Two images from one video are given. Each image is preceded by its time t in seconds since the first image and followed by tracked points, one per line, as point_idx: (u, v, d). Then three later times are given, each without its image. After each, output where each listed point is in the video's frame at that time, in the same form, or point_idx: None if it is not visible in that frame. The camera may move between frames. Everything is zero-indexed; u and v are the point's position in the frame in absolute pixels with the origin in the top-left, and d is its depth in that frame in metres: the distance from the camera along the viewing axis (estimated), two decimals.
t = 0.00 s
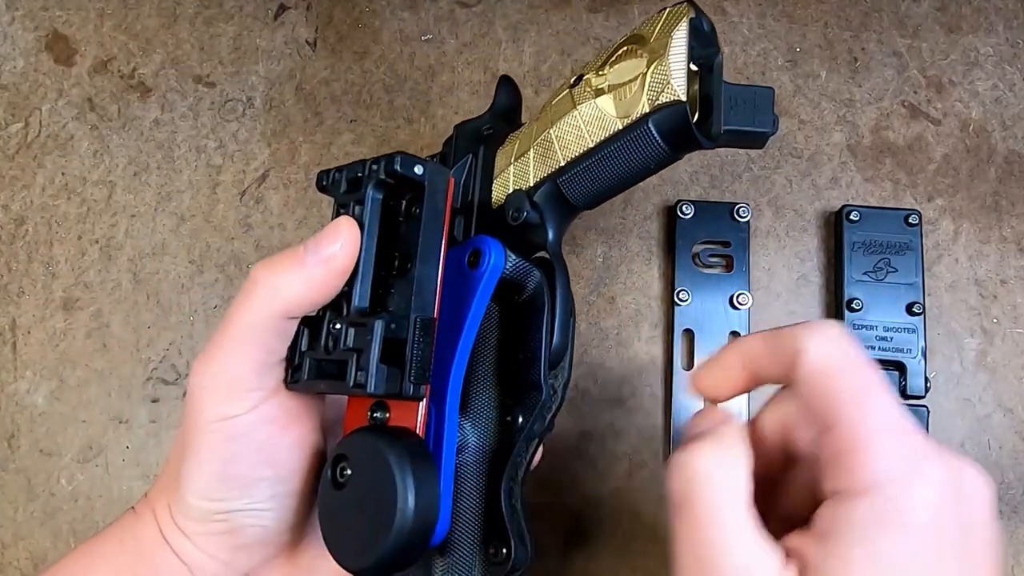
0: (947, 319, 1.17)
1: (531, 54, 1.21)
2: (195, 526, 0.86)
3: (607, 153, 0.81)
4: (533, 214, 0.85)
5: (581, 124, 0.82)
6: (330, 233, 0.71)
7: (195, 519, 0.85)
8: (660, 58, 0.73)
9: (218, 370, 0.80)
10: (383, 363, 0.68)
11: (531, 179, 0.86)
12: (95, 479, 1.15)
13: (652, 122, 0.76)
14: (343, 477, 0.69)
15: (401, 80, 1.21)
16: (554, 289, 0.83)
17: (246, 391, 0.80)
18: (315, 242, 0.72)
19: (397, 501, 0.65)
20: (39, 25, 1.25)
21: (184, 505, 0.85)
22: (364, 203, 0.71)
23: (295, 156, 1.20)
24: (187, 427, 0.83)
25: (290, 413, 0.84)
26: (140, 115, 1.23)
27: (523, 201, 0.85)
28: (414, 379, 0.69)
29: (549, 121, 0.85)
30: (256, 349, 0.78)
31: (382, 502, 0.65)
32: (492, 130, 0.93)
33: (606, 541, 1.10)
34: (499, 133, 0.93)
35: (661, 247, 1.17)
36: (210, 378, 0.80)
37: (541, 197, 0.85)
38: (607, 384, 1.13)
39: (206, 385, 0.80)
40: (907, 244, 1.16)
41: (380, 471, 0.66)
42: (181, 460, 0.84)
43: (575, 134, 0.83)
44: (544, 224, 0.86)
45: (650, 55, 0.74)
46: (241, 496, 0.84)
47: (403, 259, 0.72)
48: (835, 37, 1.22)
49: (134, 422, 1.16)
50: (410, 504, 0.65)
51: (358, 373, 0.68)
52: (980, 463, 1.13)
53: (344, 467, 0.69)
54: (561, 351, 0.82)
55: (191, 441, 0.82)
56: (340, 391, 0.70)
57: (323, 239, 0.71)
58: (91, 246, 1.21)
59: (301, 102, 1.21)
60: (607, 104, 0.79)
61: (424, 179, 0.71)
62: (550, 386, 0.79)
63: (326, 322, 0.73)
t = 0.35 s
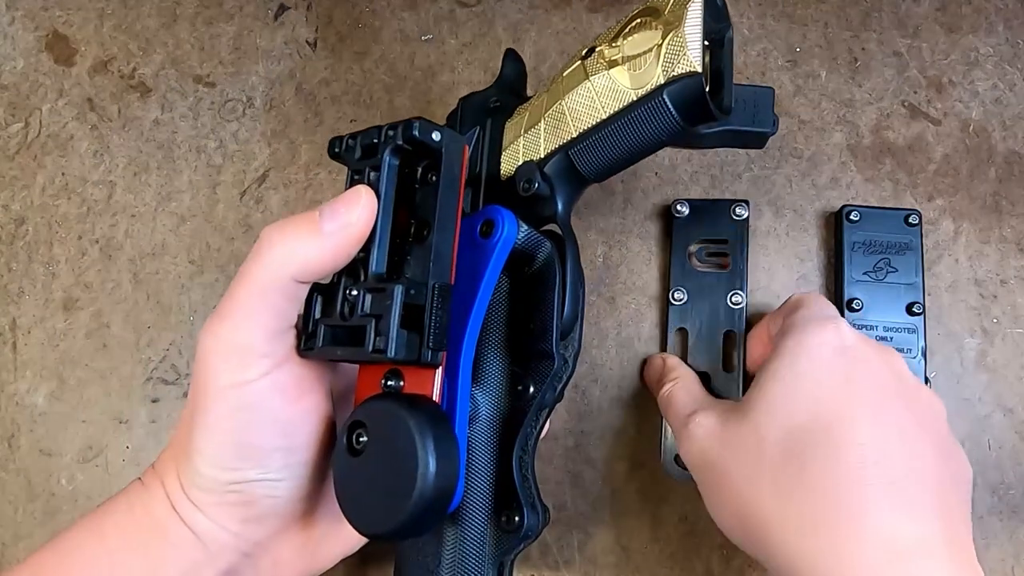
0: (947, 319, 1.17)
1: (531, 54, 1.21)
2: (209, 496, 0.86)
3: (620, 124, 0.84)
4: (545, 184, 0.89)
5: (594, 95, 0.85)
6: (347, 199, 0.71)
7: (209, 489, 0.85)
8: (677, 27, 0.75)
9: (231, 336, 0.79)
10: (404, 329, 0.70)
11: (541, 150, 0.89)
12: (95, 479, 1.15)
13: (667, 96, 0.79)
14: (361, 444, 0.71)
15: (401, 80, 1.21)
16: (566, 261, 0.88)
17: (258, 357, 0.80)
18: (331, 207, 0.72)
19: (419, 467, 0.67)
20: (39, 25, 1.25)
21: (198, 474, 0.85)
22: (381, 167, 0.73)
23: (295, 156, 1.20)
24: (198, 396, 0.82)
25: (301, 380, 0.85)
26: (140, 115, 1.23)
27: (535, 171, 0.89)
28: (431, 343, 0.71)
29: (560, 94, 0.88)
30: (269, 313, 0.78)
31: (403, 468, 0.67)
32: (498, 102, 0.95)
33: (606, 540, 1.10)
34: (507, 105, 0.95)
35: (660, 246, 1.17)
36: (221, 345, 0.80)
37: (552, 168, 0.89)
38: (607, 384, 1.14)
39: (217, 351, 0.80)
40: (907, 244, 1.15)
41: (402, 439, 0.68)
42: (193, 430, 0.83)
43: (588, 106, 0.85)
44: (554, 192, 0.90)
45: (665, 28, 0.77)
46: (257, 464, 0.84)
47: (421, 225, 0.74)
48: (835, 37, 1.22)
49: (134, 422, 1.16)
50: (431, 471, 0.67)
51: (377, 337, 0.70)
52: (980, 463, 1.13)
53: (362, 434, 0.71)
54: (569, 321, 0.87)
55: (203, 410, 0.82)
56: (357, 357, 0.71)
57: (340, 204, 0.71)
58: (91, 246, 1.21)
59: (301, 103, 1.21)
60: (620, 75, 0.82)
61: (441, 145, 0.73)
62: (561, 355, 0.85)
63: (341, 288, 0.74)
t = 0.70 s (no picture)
0: (947, 319, 1.17)
1: (530, 54, 1.20)
2: (202, 464, 0.85)
3: (634, 102, 0.88)
4: (552, 155, 0.91)
5: (609, 70, 0.87)
6: (373, 174, 0.71)
7: (203, 458, 0.85)
8: (704, 11, 0.81)
9: (235, 306, 0.78)
10: (433, 308, 0.72)
11: (549, 120, 0.91)
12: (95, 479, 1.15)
13: (686, 79, 0.84)
14: (380, 420, 0.71)
15: (401, 80, 1.21)
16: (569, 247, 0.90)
17: (263, 329, 0.80)
18: (355, 182, 0.72)
19: (450, 439, 0.68)
20: (38, 25, 1.25)
21: (192, 443, 0.84)
22: (405, 134, 0.73)
23: (295, 156, 1.20)
24: (197, 363, 0.81)
25: (301, 357, 0.85)
26: (140, 115, 1.23)
27: (544, 141, 0.91)
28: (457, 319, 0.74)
29: (569, 64, 0.90)
30: (278, 288, 0.78)
31: (433, 441, 0.68)
32: (495, 61, 0.96)
33: (606, 540, 1.10)
34: (502, 65, 0.96)
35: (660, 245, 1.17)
36: (225, 314, 0.79)
37: (558, 139, 0.91)
38: (607, 383, 1.14)
39: (221, 319, 0.79)
40: (907, 243, 1.15)
41: (431, 413, 0.69)
42: (188, 398, 0.82)
43: (599, 80, 0.88)
44: (560, 164, 0.92)
45: (687, 11, 0.82)
46: (256, 434, 0.84)
47: (443, 197, 0.75)
48: (835, 37, 1.22)
49: (134, 423, 1.16)
50: (462, 443, 0.68)
51: (408, 317, 0.72)
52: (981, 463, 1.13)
53: (380, 409, 0.71)
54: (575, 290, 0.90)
55: (202, 378, 0.81)
56: (383, 335, 0.73)
57: (366, 180, 0.71)
58: (91, 246, 1.21)
59: (301, 103, 1.21)
60: (636, 53, 0.85)
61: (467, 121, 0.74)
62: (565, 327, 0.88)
63: (360, 262, 0.75)
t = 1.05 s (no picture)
0: (948, 319, 1.17)
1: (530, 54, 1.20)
2: (216, 493, 0.77)
3: (690, 130, 0.83)
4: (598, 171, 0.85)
5: (672, 92, 0.83)
6: (451, 197, 0.65)
7: (218, 487, 0.77)
8: (781, 44, 0.79)
9: (275, 326, 0.70)
10: (510, 344, 0.70)
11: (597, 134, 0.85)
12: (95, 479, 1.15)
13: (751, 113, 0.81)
14: (435, 456, 0.68)
15: (401, 80, 1.21)
16: (569, 302, 0.74)
17: (314, 357, 0.72)
18: (431, 203, 0.65)
19: (517, 488, 0.67)
20: (38, 25, 1.25)
21: (209, 471, 0.76)
22: (487, 151, 0.70)
23: (295, 156, 1.20)
24: (226, 385, 0.73)
25: (341, 386, 0.77)
26: (140, 115, 1.23)
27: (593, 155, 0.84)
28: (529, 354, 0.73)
29: (630, 79, 0.84)
30: (328, 314, 0.69)
31: (499, 488, 0.67)
32: (535, 59, 0.87)
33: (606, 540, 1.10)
34: (542, 63, 0.88)
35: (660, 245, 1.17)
36: (263, 335, 0.71)
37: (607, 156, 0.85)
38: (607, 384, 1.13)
39: (271, 345, 0.70)
40: (907, 244, 1.15)
41: (498, 457, 0.67)
42: (211, 422, 0.74)
43: (662, 100, 0.84)
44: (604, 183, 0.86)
45: (759, 45, 0.80)
46: (283, 464, 0.77)
47: (517, 222, 0.74)
48: (835, 37, 1.22)
49: (134, 422, 1.16)
50: (527, 492, 0.68)
51: (485, 355, 0.69)
52: (981, 463, 1.13)
53: (437, 446, 0.68)
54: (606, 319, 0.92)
55: (229, 403, 0.73)
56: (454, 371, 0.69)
57: (445, 203, 0.65)
58: (91, 246, 1.21)
59: (301, 103, 1.21)
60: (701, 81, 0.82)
61: (550, 143, 0.72)
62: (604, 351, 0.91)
63: (428, 285, 0.70)
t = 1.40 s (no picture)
0: (947, 319, 1.17)
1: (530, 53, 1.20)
2: (225, 510, 0.75)
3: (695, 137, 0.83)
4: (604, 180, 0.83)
5: (677, 101, 0.83)
6: (467, 210, 0.63)
7: (227, 503, 0.74)
8: (784, 53, 0.80)
9: (285, 341, 0.68)
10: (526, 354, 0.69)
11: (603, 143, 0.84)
12: (95, 479, 1.15)
13: (755, 119, 0.82)
14: (450, 468, 0.68)
15: (401, 80, 1.21)
16: (558, 302, 0.73)
17: (326, 370, 0.69)
18: (446, 216, 0.63)
19: (534, 500, 0.67)
20: (39, 25, 1.25)
21: (221, 489, 0.73)
22: (501, 162, 0.68)
23: (295, 156, 1.20)
24: (234, 401, 0.71)
25: (354, 400, 0.75)
26: (140, 115, 1.23)
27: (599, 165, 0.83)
28: (543, 362, 0.73)
29: (634, 87, 0.84)
30: (341, 329, 0.67)
31: (516, 499, 0.67)
32: (538, 65, 0.85)
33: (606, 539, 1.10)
34: (545, 69, 0.86)
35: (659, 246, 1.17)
36: (271, 350, 0.68)
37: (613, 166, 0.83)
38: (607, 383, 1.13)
39: (285, 357, 0.68)
40: (907, 244, 1.15)
41: (514, 466, 0.67)
42: (219, 439, 0.72)
43: (668, 108, 0.83)
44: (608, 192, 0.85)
45: (763, 51, 0.80)
46: (294, 478, 0.75)
47: (530, 233, 0.73)
48: (835, 37, 1.22)
49: (134, 422, 1.16)
50: (543, 503, 0.68)
51: (502, 366, 0.69)
52: (981, 463, 1.13)
53: (453, 457, 0.68)
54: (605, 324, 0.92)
55: (238, 419, 0.70)
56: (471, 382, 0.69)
57: (461, 216, 0.63)
58: (91, 246, 1.21)
59: (301, 103, 1.21)
60: (706, 88, 0.82)
61: (563, 152, 0.72)
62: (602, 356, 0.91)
63: (442, 297, 0.69)
